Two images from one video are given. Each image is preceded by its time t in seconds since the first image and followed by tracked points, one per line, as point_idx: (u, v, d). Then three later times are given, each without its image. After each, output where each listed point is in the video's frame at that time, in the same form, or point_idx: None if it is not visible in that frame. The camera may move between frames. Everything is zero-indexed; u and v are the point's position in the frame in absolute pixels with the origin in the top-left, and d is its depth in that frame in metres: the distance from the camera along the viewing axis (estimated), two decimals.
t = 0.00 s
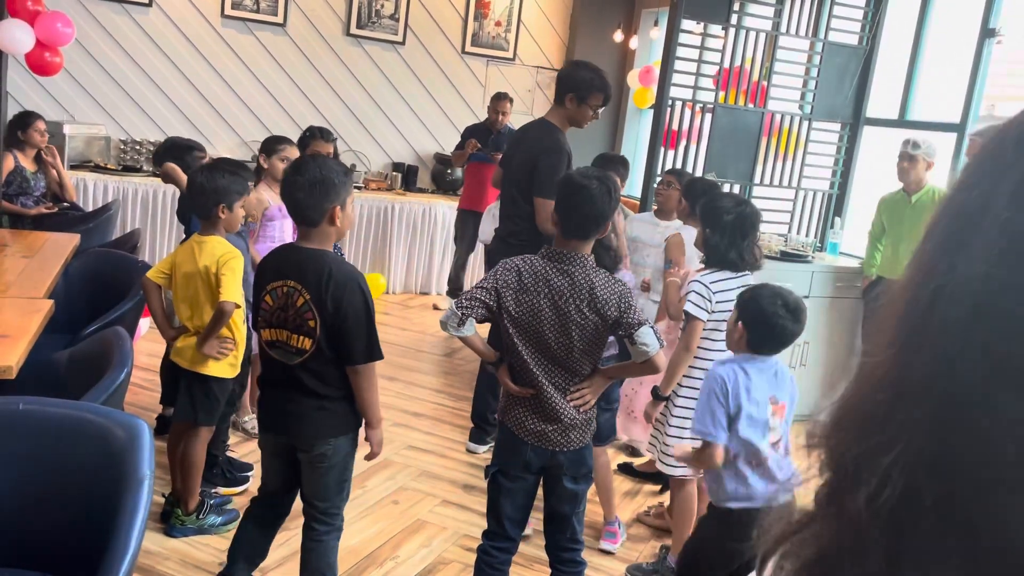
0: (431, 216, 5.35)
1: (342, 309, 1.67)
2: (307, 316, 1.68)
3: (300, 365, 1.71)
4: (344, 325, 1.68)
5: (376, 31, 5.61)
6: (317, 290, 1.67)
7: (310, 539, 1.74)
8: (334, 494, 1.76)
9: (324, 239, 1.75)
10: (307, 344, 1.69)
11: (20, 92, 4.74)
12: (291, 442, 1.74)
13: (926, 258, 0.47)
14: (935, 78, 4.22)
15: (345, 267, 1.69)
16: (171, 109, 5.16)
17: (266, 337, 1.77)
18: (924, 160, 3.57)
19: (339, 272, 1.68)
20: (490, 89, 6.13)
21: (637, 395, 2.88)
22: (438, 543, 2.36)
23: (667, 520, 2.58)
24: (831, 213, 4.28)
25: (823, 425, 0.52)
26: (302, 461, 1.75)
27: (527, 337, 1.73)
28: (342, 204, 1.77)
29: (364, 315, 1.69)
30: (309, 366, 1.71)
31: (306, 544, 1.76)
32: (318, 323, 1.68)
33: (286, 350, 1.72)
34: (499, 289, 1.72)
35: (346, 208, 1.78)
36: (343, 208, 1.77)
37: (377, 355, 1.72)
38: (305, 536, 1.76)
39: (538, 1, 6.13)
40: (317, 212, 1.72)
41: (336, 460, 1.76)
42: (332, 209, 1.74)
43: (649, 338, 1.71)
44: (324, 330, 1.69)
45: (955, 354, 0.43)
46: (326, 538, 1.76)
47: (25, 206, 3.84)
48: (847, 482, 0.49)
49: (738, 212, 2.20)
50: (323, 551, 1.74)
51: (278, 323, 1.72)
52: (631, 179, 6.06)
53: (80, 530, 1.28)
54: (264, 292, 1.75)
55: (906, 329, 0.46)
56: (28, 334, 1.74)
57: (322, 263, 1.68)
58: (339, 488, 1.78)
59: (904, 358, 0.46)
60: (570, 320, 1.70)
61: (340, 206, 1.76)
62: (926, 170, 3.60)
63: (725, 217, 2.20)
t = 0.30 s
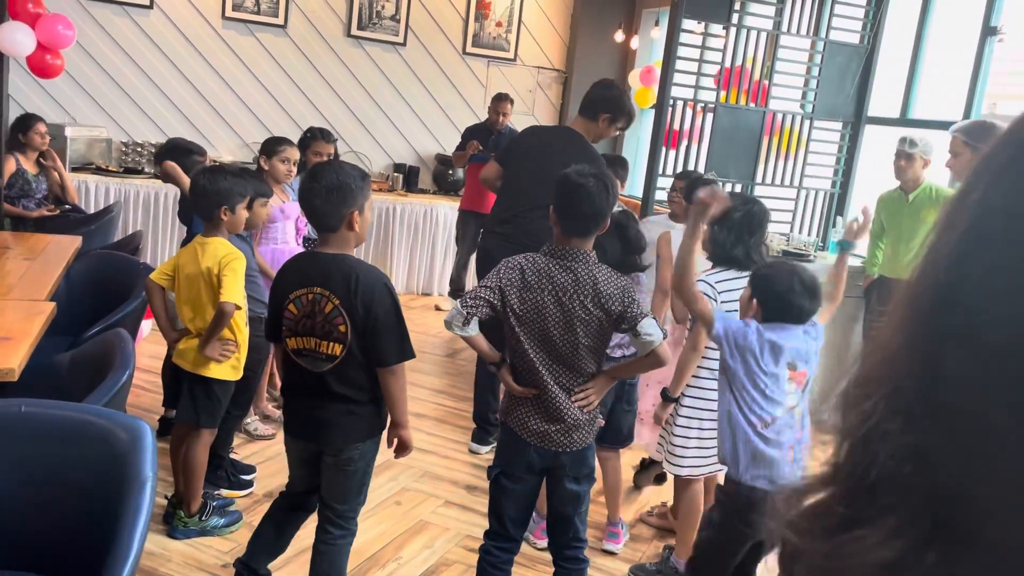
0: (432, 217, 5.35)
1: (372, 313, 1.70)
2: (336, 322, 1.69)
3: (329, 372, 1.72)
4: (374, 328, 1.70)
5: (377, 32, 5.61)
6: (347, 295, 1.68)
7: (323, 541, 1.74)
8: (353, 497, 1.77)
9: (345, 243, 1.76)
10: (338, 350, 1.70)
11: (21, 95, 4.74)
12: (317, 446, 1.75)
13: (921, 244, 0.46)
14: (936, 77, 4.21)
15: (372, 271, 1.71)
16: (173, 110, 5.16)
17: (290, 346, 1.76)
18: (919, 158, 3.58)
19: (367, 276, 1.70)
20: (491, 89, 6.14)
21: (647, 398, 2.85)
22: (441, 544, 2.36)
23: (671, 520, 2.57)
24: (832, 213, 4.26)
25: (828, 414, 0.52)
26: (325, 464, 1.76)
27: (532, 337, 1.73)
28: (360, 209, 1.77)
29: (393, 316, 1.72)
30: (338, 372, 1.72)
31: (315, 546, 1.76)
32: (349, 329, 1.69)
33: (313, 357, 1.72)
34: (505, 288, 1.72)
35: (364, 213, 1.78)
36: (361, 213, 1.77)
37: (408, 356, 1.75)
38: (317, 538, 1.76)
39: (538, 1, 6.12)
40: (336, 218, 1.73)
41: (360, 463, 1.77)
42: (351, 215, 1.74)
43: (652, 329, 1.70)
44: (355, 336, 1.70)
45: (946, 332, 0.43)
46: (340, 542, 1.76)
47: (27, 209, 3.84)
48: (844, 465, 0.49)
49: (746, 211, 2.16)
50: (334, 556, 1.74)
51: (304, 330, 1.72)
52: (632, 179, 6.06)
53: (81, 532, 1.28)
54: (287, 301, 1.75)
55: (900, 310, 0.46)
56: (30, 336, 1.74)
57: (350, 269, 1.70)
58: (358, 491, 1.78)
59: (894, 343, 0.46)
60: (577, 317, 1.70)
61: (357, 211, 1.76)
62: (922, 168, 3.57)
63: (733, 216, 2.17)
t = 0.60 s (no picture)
0: (434, 219, 5.36)
1: (378, 315, 1.71)
2: (342, 322, 1.70)
3: (334, 372, 1.72)
4: (379, 329, 1.71)
5: (378, 35, 5.62)
6: (354, 296, 1.70)
7: (327, 544, 1.75)
8: (357, 499, 1.79)
9: (350, 247, 1.76)
10: (343, 351, 1.71)
11: (23, 99, 4.74)
12: (320, 449, 1.76)
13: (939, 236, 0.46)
14: (937, 76, 4.21)
15: (378, 274, 1.72)
16: (175, 114, 5.17)
17: (293, 347, 1.76)
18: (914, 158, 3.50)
19: (372, 279, 1.71)
20: (492, 91, 6.15)
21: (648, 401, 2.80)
22: (445, 545, 2.36)
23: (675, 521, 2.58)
24: (834, 213, 4.24)
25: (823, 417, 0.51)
26: (330, 468, 1.77)
27: (531, 368, 1.72)
28: (365, 213, 1.78)
29: (398, 318, 1.73)
30: (342, 373, 1.73)
31: (319, 548, 1.77)
32: (354, 330, 1.70)
33: (318, 358, 1.73)
34: (504, 311, 1.71)
35: (369, 216, 1.79)
36: (366, 216, 1.78)
37: (410, 359, 1.76)
38: (320, 542, 1.77)
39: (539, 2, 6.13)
40: (340, 221, 1.74)
41: (364, 464, 1.78)
42: (356, 218, 1.75)
43: (640, 352, 1.71)
44: (360, 337, 1.71)
45: (932, 312, 0.42)
46: (343, 545, 1.77)
47: (29, 213, 3.85)
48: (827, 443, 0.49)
49: (756, 211, 2.15)
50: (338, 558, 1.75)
51: (308, 331, 1.72)
52: (634, 179, 6.06)
53: (84, 535, 1.28)
54: (291, 302, 1.74)
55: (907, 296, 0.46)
56: (33, 340, 1.74)
57: (356, 271, 1.71)
58: (362, 494, 1.80)
59: (895, 324, 0.46)
60: (574, 344, 1.70)
61: (363, 215, 1.77)
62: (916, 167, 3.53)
63: (742, 215, 2.15)
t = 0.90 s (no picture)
0: (437, 221, 5.37)
1: (367, 313, 1.72)
2: (330, 320, 1.72)
3: (320, 369, 1.74)
4: (367, 328, 1.73)
5: (380, 38, 5.63)
6: (343, 294, 1.71)
7: (320, 546, 1.77)
8: (345, 500, 1.79)
9: (339, 245, 1.78)
10: (329, 349, 1.72)
11: (26, 104, 4.76)
12: (306, 449, 1.76)
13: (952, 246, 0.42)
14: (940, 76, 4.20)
15: (367, 272, 1.74)
16: (178, 119, 5.19)
17: (279, 344, 1.78)
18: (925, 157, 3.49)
19: (361, 277, 1.73)
20: (494, 93, 6.16)
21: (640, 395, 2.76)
22: (449, 548, 2.36)
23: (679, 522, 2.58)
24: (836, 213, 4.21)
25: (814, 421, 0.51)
26: (315, 467, 1.78)
27: (519, 281, 1.79)
28: (355, 211, 1.79)
29: (387, 317, 1.75)
30: (330, 371, 1.74)
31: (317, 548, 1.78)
32: (342, 328, 1.72)
33: (304, 356, 1.74)
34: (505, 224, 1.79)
35: (358, 215, 1.80)
36: (356, 214, 1.79)
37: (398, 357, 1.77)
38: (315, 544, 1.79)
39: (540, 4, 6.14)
40: (330, 218, 1.75)
41: (349, 464, 1.78)
42: (345, 216, 1.76)
43: (619, 321, 1.73)
44: (348, 335, 1.73)
45: (942, 318, 0.39)
46: (336, 545, 1.79)
47: (32, 218, 3.87)
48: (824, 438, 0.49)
49: (765, 212, 2.12)
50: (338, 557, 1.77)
51: (296, 328, 1.74)
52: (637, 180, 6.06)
53: (90, 539, 1.29)
54: (280, 299, 1.77)
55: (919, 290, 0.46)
56: (38, 345, 1.75)
57: (344, 269, 1.72)
58: (349, 494, 1.80)
59: (902, 330, 0.42)
60: (557, 272, 1.73)
61: (352, 213, 1.78)
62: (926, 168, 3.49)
63: (753, 217, 2.12)
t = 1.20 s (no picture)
0: (438, 224, 5.36)
1: (348, 312, 1.72)
2: (311, 320, 1.72)
3: (303, 368, 1.74)
4: (347, 326, 1.72)
5: (381, 41, 5.63)
6: (322, 293, 1.71)
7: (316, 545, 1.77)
8: (337, 501, 1.79)
9: (320, 244, 1.77)
10: (310, 348, 1.72)
11: (28, 110, 4.77)
12: (291, 450, 1.77)
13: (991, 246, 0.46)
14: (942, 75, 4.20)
15: (347, 272, 1.74)
16: (179, 123, 5.19)
17: (265, 343, 1.79)
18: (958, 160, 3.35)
19: (341, 276, 1.72)
20: (495, 95, 6.15)
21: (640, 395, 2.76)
22: (453, 550, 2.36)
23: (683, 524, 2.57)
24: (840, 213, 4.22)
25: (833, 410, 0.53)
26: (302, 470, 1.77)
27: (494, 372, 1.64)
28: (333, 211, 1.77)
29: (367, 317, 1.74)
30: (313, 371, 1.74)
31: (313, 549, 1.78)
32: (323, 326, 1.72)
33: (287, 354, 1.75)
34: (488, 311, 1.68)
35: (338, 214, 1.78)
36: (335, 214, 1.78)
37: (381, 354, 1.76)
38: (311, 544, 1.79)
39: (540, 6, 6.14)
40: (308, 217, 1.75)
41: (336, 465, 1.78)
42: (322, 215, 1.75)
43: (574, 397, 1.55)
44: (330, 334, 1.72)
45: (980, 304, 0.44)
46: (332, 545, 1.79)
47: (35, 223, 3.87)
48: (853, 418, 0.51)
49: (766, 211, 2.14)
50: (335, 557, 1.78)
51: (280, 327, 1.75)
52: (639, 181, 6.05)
53: (95, 544, 1.29)
54: (265, 299, 1.78)
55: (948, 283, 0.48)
56: (42, 350, 1.75)
57: (325, 268, 1.72)
58: (341, 495, 1.80)
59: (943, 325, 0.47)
60: (522, 346, 1.56)
61: (330, 212, 1.77)
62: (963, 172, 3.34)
63: (753, 216, 2.14)
